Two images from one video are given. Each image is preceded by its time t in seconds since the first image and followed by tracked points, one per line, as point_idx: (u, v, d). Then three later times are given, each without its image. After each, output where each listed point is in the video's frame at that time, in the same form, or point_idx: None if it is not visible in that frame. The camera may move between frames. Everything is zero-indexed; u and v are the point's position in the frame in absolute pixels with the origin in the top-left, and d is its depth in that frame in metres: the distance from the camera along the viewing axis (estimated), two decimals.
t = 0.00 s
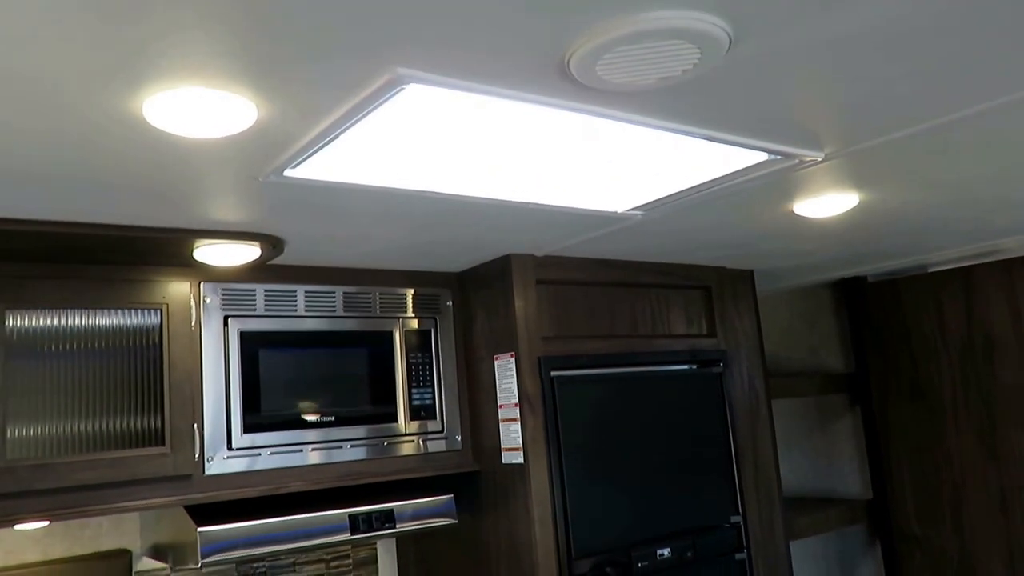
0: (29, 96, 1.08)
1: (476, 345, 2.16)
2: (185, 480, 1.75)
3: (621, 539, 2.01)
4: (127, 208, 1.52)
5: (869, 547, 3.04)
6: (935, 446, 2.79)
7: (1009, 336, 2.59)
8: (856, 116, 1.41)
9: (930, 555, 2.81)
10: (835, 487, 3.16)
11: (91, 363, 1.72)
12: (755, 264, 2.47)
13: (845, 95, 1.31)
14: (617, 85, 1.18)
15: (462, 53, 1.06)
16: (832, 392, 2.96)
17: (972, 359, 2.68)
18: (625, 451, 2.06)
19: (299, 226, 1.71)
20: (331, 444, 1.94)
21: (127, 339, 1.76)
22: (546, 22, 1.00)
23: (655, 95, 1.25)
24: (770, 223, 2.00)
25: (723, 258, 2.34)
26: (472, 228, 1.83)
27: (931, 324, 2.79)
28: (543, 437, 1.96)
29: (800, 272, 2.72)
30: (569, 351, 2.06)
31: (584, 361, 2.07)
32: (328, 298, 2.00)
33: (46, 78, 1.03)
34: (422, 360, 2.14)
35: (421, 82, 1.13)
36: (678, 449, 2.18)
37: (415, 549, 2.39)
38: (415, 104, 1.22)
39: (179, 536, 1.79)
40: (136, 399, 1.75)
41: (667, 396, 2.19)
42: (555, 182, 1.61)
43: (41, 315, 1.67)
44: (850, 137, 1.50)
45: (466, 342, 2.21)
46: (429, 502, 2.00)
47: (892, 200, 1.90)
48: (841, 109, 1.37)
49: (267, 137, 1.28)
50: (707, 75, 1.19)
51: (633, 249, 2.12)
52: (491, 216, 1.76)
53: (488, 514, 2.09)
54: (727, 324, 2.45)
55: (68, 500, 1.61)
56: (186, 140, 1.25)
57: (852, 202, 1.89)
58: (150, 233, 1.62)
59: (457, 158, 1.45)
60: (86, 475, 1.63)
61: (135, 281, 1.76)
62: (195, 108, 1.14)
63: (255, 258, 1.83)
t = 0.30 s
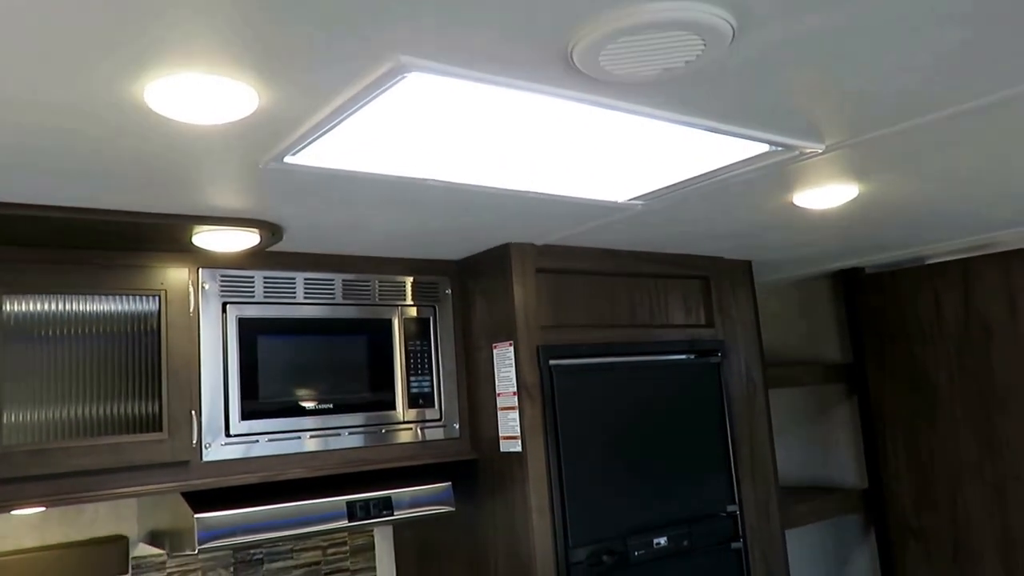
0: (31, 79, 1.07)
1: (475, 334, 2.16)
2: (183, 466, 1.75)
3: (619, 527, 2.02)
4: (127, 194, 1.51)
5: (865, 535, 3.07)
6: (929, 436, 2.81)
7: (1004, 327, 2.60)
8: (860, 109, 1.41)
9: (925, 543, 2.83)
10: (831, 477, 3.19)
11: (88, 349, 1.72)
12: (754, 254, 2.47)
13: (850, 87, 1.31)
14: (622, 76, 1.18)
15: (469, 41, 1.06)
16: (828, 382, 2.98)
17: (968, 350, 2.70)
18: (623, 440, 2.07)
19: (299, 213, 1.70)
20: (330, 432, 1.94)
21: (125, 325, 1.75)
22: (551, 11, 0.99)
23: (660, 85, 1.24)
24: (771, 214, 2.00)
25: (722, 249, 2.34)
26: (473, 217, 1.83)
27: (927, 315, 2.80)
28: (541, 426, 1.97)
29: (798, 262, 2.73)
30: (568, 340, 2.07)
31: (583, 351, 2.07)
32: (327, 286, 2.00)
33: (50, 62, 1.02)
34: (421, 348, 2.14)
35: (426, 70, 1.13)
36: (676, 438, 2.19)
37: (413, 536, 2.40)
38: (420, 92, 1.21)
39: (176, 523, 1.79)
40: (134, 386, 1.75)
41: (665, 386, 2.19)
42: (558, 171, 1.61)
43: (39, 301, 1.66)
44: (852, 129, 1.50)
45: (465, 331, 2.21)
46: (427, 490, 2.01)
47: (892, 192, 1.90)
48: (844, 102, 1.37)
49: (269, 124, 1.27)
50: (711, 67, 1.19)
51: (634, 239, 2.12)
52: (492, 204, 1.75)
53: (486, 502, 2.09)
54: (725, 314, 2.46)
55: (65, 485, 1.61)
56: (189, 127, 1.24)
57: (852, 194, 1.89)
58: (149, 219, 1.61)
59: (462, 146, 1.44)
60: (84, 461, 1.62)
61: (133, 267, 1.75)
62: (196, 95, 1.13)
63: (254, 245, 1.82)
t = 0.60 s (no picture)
0: (30, 64, 1.06)
1: (473, 323, 2.16)
2: (180, 453, 1.75)
3: (615, 517, 2.03)
4: (126, 180, 1.50)
5: (858, 525, 3.09)
6: (923, 429, 2.83)
7: (1000, 322, 2.62)
8: (861, 103, 1.41)
9: (918, 535, 2.86)
10: (825, 468, 3.21)
11: (85, 336, 1.71)
12: (752, 246, 2.47)
13: (853, 80, 1.31)
14: (625, 68, 1.18)
15: (473, 30, 1.05)
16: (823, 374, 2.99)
17: (964, 345, 2.71)
18: (621, 430, 2.08)
19: (298, 201, 1.70)
20: (327, 420, 1.94)
21: (122, 312, 1.75)
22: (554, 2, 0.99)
23: (663, 76, 1.24)
24: (770, 206, 2.01)
25: (721, 240, 2.35)
26: (473, 206, 1.82)
27: (923, 309, 2.81)
28: (538, 416, 1.97)
29: (796, 255, 2.73)
30: (566, 330, 2.07)
31: (581, 341, 2.07)
32: (326, 274, 1.99)
33: (50, 48, 1.01)
34: (418, 336, 2.13)
35: (428, 60, 1.12)
36: (672, 429, 2.20)
37: (409, 524, 2.41)
38: (422, 81, 1.21)
39: (173, 510, 1.78)
40: (131, 373, 1.74)
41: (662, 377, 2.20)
42: (559, 161, 1.61)
43: (35, 286, 1.65)
44: (852, 123, 1.50)
45: (463, 320, 2.21)
46: (423, 479, 2.01)
47: (891, 185, 1.91)
48: (844, 96, 1.37)
49: (270, 111, 1.26)
50: (713, 59, 1.18)
51: (633, 229, 2.12)
52: (493, 194, 1.75)
53: (483, 490, 2.10)
54: (723, 305, 2.46)
55: (62, 472, 1.60)
56: (188, 113, 1.23)
57: (851, 187, 1.89)
58: (146, 206, 1.60)
59: (465, 135, 1.44)
60: (80, 448, 1.61)
61: (130, 253, 1.74)
62: (196, 82, 1.13)
63: (253, 232, 1.81)
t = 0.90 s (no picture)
0: (28, 51, 1.05)
1: (471, 317, 2.16)
2: (176, 444, 1.74)
3: (611, 511, 2.04)
4: (124, 170, 1.49)
5: (852, 521, 3.11)
6: (917, 427, 2.85)
7: (994, 321, 2.63)
8: (861, 99, 1.41)
9: (911, 532, 2.87)
10: (820, 465, 3.22)
11: (81, 326, 1.71)
12: (750, 242, 2.48)
13: (853, 76, 1.31)
14: (626, 60, 1.18)
15: (473, 20, 1.05)
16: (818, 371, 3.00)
17: (958, 343, 2.72)
18: (618, 425, 2.08)
19: (297, 192, 1.69)
20: (324, 412, 1.94)
21: (119, 303, 1.74)
22: None
23: (664, 70, 1.24)
24: (769, 202, 2.01)
25: (719, 236, 2.35)
26: (472, 199, 1.82)
27: (918, 307, 2.83)
28: (536, 410, 1.98)
29: (793, 252, 2.74)
30: (564, 325, 2.07)
31: (579, 335, 2.08)
32: (324, 266, 1.99)
33: (48, 35, 1.01)
34: (417, 330, 2.13)
35: (426, 51, 1.12)
36: (669, 423, 2.20)
37: (405, 517, 2.42)
38: (422, 72, 1.21)
39: (168, 501, 1.78)
40: (127, 363, 1.74)
41: (659, 372, 2.21)
42: (559, 155, 1.61)
43: (31, 276, 1.64)
44: (852, 119, 1.51)
45: (461, 313, 2.21)
46: (420, 472, 2.01)
47: (889, 182, 1.92)
48: (844, 92, 1.37)
49: (268, 101, 1.26)
50: (713, 52, 1.19)
51: (632, 224, 2.13)
52: (492, 187, 1.75)
53: (479, 484, 2.10)
54: (721, 301, 2.47)
55: (57, 462, 1.60)
56: (187, 103, 1.23)
57: (849, 184, 1.89)
58: (144, 195, 1.59)
59: (466, 127, 1.44)
60: (75, 438, 1.61)
61: (128, 243, 1.74)
62: (194, 72, 1.12)
63: (251, 224, 1.81)
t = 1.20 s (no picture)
0: (26, 46, 1.05)
1: (469, 315, 2.16)
2: (172, 440, 1.74)
3: (607, 510, 2.04)
4: (124, 165, 1.49)
5: (847, 521, 3.12)
6: (911, 428, 2.86)
7: (988, 323, 2.65)
8: (862, 101, 1.41)
9: (904, 533, 2.88)
10: (815, 464, 3.24)
11: (78, 321, 1.70)
12: (748, 242, 2.48)
13: (854, 78, 1.32)
14: (628, 60, 1.18)
15: (472, 19, 1.05)
16: (814, 372, 3.02)
17: (952, 345, 2.74)
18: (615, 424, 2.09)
19: (296, 189, 1.69)
20: (322, 409, 1.94)
21: (116, 298, 1.74)
22: None
23: (666, 70, 1.24)
24: (767, 202, 2.02)
25: (717, 236, 2.36)
26: (471, 198, 1.82)
27: (914, 308, 2.84)
28: (533, 409, 1.98)
29: (790, 252, 2.75)
30: (562, 324, 2.08)
31: (577, 334, 2.08)
32: (322, 263, 1.99)
33: (47, 30, 1.01)
34: (415, 328, 2.13)
35: (426, 48, 1.12)
36: (665, 423, 2.21)
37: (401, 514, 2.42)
38: (422, 69, 1.20)
39: (164, 498, 1.78)
40: (124, 358, 1.73)
41: (656, 372, 2.21)
42: (559, 154, 1.61)
43: (28, 270, 1.64)
44: (851, 121, 1.51)
45: (459, 311, 2.21)
46: (417, 469, 2.02)
47: (887, 184, 1.92)
48: (843, 94, 1.38)
49: (268, 98, 1.26)
50: (713, 53, 1.19)
51: (631, 224, 2.13)
52: (492, 186, 1.75)
53: (475, 482, 2.11)
54: (718, 301, 2.48)
55: (53, 457, 1.59)
56: (186, 98, 1.22)
57: (847, 186, 1.90)
58: (142, 191, 1.59)
59: (468, 125, 1.44)
60: (71, 433, 1.60)
61: (125, 239, 1.73)
62: (191, 68, 1.12)
63: (250, 220, 1.81)
